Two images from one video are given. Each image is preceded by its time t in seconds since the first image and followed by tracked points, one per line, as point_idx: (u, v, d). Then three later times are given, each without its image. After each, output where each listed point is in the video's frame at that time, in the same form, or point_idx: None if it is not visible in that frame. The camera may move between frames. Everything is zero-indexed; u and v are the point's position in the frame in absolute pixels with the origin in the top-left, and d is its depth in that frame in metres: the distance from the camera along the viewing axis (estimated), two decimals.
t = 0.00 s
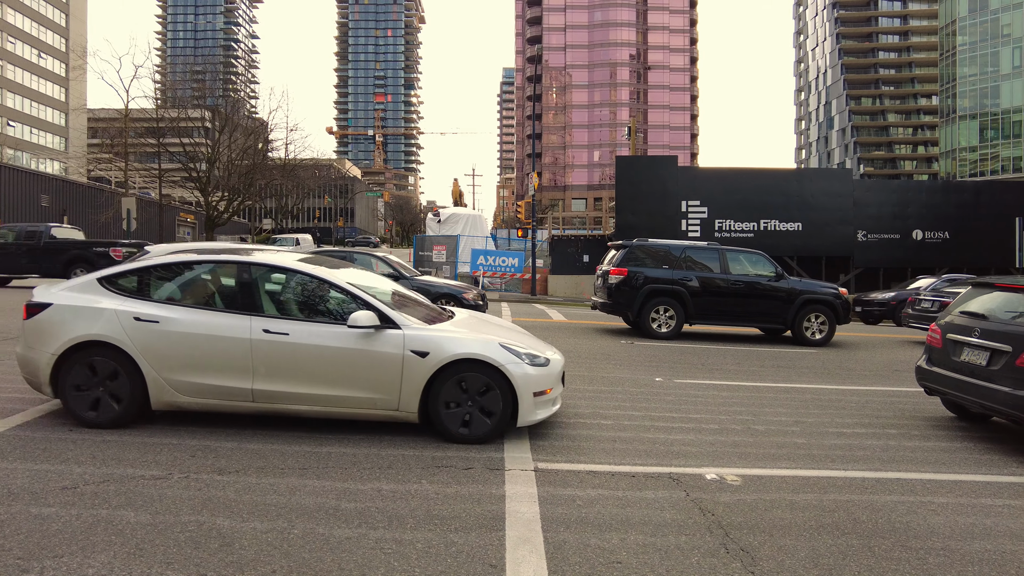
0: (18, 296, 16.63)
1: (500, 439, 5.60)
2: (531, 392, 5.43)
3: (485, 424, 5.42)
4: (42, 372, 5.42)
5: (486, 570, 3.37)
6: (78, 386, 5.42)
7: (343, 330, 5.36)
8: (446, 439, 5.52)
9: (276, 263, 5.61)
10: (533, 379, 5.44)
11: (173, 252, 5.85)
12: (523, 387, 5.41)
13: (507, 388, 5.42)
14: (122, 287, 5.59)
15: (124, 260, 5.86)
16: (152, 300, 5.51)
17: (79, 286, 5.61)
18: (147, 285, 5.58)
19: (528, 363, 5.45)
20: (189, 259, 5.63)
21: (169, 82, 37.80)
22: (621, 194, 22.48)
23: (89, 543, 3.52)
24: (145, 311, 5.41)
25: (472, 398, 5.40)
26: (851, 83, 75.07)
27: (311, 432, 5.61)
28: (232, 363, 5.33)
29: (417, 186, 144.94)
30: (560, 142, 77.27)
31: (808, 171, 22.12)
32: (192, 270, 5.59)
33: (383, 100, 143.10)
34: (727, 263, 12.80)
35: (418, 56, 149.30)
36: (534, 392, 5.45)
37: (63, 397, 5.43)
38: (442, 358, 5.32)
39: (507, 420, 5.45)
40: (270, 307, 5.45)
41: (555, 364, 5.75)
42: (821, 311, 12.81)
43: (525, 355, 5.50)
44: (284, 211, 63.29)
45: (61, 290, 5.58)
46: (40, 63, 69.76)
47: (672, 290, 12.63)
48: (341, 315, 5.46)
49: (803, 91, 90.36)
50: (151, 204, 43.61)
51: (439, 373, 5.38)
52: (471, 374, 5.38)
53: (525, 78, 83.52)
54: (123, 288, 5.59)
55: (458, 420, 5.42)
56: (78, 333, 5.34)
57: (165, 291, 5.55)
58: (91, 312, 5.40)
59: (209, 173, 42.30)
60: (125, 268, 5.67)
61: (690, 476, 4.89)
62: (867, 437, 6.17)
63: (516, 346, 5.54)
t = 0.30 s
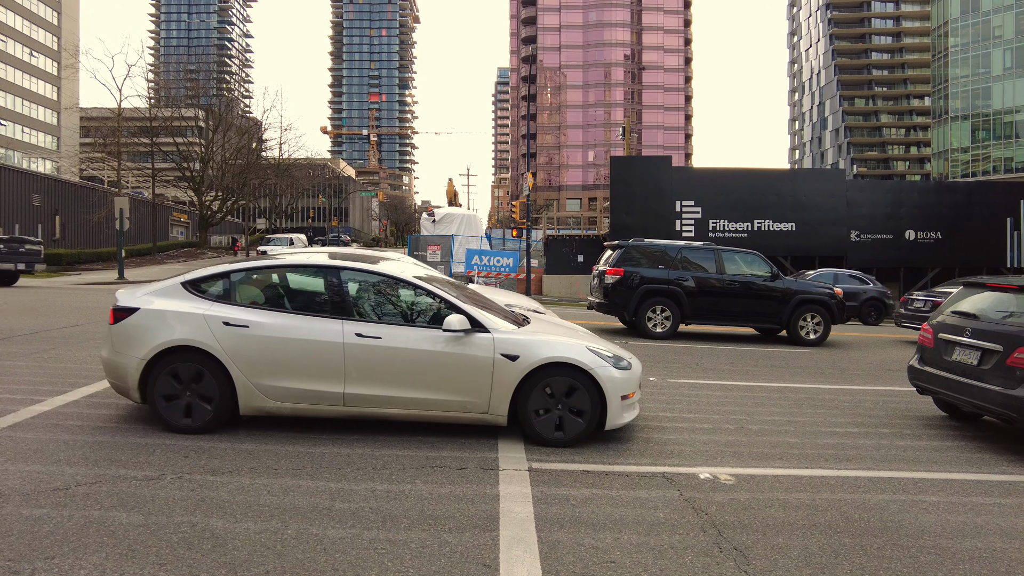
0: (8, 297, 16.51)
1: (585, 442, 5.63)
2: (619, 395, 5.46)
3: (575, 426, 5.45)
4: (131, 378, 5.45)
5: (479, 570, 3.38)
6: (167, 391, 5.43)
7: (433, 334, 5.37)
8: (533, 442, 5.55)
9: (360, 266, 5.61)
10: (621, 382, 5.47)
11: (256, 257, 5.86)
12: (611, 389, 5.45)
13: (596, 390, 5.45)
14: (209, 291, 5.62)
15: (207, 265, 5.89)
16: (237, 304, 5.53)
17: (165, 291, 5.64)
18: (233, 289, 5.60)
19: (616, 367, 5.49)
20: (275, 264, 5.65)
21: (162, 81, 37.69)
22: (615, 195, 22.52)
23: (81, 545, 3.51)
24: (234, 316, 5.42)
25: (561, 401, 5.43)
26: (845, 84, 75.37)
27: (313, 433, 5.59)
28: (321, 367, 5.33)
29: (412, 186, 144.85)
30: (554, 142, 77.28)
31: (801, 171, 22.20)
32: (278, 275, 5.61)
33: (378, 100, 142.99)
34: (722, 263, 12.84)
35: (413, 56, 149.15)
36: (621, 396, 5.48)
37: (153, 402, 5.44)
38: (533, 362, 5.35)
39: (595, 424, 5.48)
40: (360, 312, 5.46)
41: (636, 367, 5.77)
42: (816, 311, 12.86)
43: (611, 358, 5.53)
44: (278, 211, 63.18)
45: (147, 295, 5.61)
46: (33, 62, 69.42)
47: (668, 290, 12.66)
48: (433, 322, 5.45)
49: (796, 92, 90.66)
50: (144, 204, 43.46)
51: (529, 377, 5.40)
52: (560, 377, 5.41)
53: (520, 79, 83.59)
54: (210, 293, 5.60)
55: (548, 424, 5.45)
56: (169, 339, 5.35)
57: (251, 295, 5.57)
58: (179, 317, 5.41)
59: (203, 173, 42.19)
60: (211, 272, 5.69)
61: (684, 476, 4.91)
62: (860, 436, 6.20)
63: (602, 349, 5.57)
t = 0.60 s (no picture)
0: None
1: (649, 445, 5.64)
2: (685, 398, 5.48)
3: (640, 430, 5.46)
4: (197, 382, 5.42)
5: (474, 570, 3.38)
6: (234, 395, 5.40)
7: (500, 336, 5.38)
8: (598, 445, 5.55)
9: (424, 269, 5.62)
10: (687, 385, 5.48)
11: (318, 260, 5.85)
12: (677, 392, 5.45)
13: (662, 394, 5.47)
14: (274, 295, 5.59)
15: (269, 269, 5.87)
16: (303, 308, 5.51)
17: (230, 295, 5.62)
18: (298, 292, 5.58)
19: (681, 369, 5.50)
20: (339, 267, 5.64)
21: (155, 80, 37.53)
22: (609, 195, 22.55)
23: (73, 546, 3.50)
24: (301, 319, 5.41)
25: (627, 404, 5.44)
26: (838, 85, 75.61)
27: (314, 433, 5.59)
28: (390, 371, 5.31)
29: (407, 186, 144.69)
30: (549, 142, 77.22)
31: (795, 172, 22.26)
32: (341, 278, 5.59)
33: (372, 100, 142.66)
34: (718, 263, 12.89)
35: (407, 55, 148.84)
36: (686, 398, 5.49)
37: (219, 407, 5.41)
38: (599, 364, 5.36)
39: (661, 426, 5.48)
40: (427, 315, 5.45)
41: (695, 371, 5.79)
42: (813, 311, 12.85)
43: (675, 360, 5.55)
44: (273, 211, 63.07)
45: (212, 299, 5.58)
46: (23, 60, 68.85)
47: (664, 290, 12.70)
48: (502, 325, 5.46)
49: (790, 93, 90.91)
50: (137, 204, 43.30)
51: (596, 380, 5.42)
52: (626, 380, 5.42)
53: (515, 79, 83.46)
54: (274, 296, 5.58)
55: (614, 427, 5.44)
56: (238, 343, 5.33)
57: (316, 299, 5.56)
58: (245, 320, 5.40)
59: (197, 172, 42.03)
60: (275, 276, 5.67)
61: (678, 475, 4.94)
62: (852, 435, 6.24)
63: (664, 352, 5.58)
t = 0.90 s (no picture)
0: None
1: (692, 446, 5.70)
2: (730, 399, 5.56)
3: (687, 430, 5.51)
4: (246, 385, 5.38)
5: (469, 570, 3.38)
6: (283, 397, 5.36)
7: (549, 338, 5.41)
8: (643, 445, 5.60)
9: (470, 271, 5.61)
10: (731, 386, 5.57)
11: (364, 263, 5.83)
12: (723, 392, 5.54)
13: (708, 395, 5.54)
14: (320, 296, 5.55)
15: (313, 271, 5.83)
16: (350, 309, 5.48)
17: (277, 297, 5.59)
18: (345, 294, 5.54)
19: (725, 370, 5.59)
20: (387, 270, 5.62)
21: (149, 79, 37.41)
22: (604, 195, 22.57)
23: (67, 547, 3.48)
24: (351, 321, 5.38)
25: (674, 405, 5.50)
26: (832, 85, 75.90)
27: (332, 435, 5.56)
28: (441, 373, 5.30)
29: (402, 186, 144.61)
30: (545, 142, 77.18)
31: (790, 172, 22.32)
32: (387, 280, 5.57)
33: (367, 99, 142.51)
34: (715, 264, 12.88)
35: (402, 55, 148.73)
36: (731, 399, 5.57)
37: (268, 409, 5.36)
38: (647, 366, 5.42)
39: (707, 428, 5.54)
40: (476, 316, 5.46)
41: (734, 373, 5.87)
42: (808, 312, 12.94)
43: (719, 361, 5.64)
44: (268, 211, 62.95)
45: (259, 302, 5.54)
46: (16, 59, 68.48)
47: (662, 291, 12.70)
48: (550, 327, 5.49)
49: (785, 93, 91.21)
50: (131, 203, 43.15)
51: (644, 382, 5.47)
52: (673, 381, 5.49)
53: (510, 78, 83.44)
54: (321, 298, 5.54)
55: (662, 429, 5.49)
56: (287, 345, 5.30)
57: (363, 301, 5.52)
58: (295, 322, 5.35)
59: (191, 172, 41.91)
60: (321, 278, 5.64)
61: (674, 475, 4.95)
62: (846, 435, 6.26)
63: (707, 353, 5.67)
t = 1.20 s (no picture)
0: None
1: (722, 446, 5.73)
2: (762, 399, 5.59)
3: (720, 431, 5.54)
4: (283, 388, 5.37)
5: (463, 570, 3.39)
6: (320, 398, 5.35)
7: (583, 339, 5.42)
8: (675, 445, 5.63)
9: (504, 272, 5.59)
10: (763, 387, 5.60)
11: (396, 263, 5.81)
12: (756, 393, 5.57)
13: (741, 395, 5.57)
14: (355, 298, 5.53)
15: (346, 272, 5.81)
16: (385, 311, 5.46)
17: (312, 299, 5.57)
18: (380, 294, 5.52)
19: (757, 370, 5.61)
20: (420, 271, 5.61)
21: (143, 78, 37.25)
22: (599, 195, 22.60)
23: (59, 549, 3.47)
24: (387, 322, 5.36)
25: (709, 405, 5.53)
26: (827, 86, 76.13)
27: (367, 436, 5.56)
28: (477, 373, 5.31)
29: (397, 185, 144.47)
30: (540, 142, 77.18)
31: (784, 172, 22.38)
32: (422, 282, 5.56)
33: (362, 99, 142.24)
34: (710, 263, 12.88)
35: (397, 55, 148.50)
36: (763, 400, 5.60)
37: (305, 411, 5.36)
38: (682, 367, 5.44)
39: (739, 428, 5.58)
40: (512, 317, 5.46)
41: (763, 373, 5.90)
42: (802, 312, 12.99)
43: (750, 362, 5.67)
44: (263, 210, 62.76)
45: (294, 304, 5.53)
46: (8, 58, 68.10)
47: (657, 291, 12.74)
48: (584, 328, 5.49)
49: (779, 93, 91.45)
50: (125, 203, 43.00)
51: (678, 383, 5.49)
52: (706, 382, 5.51)
53: (506, 78, 83.39)
54: (357, 299, 5.52)
55: (695, 429, 5.52)
56: (324, 347, 5.28)
57: (398, 302, 5.51)
58: (331, 324, 5.33)
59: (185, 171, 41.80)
60: (356, 279, 5.61)
61: (668, 474, 4.96)
62: (838, 434, 6.28)
63: (739, 353, 5.70)
